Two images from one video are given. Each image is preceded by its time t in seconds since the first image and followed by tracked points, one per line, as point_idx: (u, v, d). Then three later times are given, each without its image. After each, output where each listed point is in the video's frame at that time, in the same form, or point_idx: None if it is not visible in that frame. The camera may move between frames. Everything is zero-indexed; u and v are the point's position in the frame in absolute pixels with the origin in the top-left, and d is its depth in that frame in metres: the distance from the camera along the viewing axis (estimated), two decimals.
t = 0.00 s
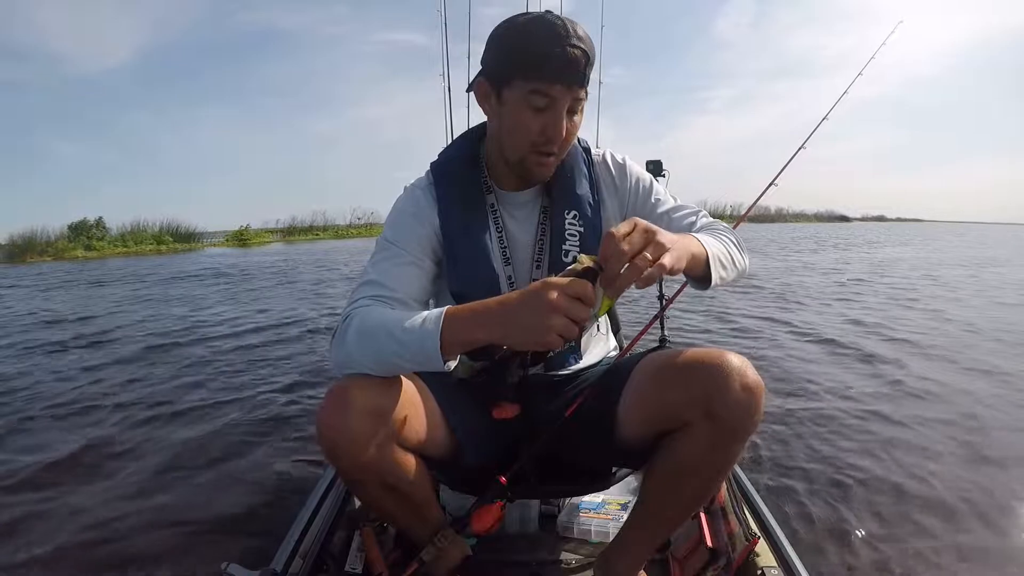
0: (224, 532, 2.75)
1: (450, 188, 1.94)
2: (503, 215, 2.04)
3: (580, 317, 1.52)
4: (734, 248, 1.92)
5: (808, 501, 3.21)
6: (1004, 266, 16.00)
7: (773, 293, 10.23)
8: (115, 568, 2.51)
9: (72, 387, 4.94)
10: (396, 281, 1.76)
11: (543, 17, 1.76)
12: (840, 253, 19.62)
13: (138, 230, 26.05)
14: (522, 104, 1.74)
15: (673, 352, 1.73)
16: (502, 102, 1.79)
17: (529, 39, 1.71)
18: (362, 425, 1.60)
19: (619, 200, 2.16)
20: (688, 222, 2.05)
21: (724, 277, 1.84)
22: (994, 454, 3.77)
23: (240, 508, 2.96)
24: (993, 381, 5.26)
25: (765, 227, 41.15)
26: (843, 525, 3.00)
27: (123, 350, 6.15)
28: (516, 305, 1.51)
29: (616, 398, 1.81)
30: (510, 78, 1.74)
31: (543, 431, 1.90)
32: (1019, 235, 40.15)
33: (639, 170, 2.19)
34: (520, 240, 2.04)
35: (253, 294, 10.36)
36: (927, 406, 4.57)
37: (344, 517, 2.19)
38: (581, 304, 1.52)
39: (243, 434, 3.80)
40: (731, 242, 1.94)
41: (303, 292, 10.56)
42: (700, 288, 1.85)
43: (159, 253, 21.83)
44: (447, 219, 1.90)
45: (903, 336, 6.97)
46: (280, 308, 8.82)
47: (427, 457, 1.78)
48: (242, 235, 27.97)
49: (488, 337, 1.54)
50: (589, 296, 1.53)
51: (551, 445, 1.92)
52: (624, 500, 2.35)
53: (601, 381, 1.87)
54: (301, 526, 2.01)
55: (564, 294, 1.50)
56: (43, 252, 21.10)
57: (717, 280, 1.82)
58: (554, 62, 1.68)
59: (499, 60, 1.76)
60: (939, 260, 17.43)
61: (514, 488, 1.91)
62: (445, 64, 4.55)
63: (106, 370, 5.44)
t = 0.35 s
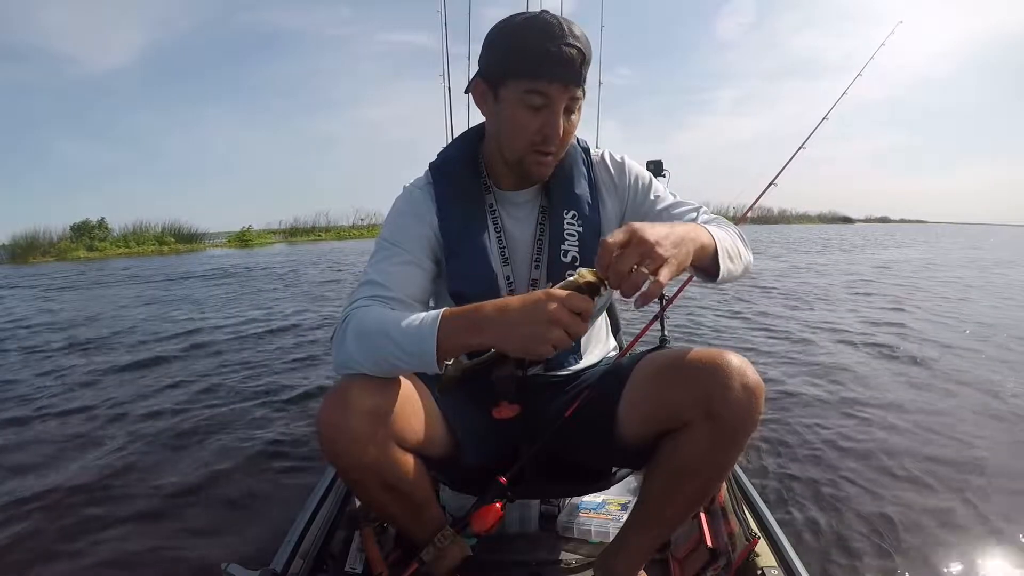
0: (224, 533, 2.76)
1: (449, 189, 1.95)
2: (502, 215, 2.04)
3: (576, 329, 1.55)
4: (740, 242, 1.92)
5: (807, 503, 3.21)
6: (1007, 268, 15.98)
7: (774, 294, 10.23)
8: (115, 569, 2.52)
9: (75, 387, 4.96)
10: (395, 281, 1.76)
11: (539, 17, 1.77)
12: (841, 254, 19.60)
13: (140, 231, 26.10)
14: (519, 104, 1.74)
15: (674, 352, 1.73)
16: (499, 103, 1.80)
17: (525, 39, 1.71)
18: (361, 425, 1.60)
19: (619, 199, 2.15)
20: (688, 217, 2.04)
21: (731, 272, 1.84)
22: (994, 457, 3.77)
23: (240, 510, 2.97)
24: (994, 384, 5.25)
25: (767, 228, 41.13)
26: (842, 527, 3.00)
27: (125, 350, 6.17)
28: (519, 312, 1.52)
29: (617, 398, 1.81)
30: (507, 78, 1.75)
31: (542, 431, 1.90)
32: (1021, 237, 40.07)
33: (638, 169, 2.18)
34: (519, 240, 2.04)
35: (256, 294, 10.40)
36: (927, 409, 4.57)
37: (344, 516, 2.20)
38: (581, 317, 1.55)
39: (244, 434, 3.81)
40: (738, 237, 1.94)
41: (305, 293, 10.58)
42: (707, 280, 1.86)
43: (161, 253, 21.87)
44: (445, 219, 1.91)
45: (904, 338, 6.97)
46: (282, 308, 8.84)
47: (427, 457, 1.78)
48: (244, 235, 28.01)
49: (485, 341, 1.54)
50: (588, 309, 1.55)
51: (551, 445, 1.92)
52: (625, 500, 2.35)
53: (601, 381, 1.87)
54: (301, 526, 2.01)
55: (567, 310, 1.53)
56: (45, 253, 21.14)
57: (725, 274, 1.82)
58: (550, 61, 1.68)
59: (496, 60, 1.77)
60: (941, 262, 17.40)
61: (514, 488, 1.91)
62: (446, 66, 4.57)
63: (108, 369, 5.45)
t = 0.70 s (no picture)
0: (224, 531, 2.77)
1: (450, 189, 1.94)
2: (504, 216, 2.04)
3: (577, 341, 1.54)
4: (740, 268, 1.93)
5: (807, 504, 3.21)
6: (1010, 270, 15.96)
7: (776, 295, 10.22)
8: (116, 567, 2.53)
9: (77, 385, 4.98)
10: (395, 281, 1.75)
11: (538, 16, 1.76)
12: (842, 255, 19.59)
13: (142, 228, 26.13)
14: (519, 105, 1.74)
15: (674, 352, 1.73)
16: (499, 103, 1.79)
17: (524, 40, 1.71)
18: (360, 426, 1.60)
19: (622, 205, 2.14)
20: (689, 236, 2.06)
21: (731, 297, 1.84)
22: (994, 459, 3.76)
23: (241, 508, 2.97)
24: (995, 385, 5.25)
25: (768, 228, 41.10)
26: (842, 528, 3.00)
27: (127, 348, 6.19)
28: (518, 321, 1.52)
29: (617, 398, 1.81)
30: (507, 78, 1.75)
31: (542, 431, 1.89)
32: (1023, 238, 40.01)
33: (642, 175, 2.18)
34: (520, 243, 2.04)
35: (258, 293, 10.42)
36: (928, 410, 4.57)
37: (345, 517, 2.20)
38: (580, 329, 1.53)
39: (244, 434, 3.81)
40: (739, 263, 1.95)
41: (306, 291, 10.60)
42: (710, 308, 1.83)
43: (162, 251, 21.89)
44: (446, 221, 1.90)
45: (904, 338, 6.97)
46: (283, 307, 8.85)
47: (426, 457, 1.78)
48: (246, 233, 28.04)
49: (485, 350, 1.54)
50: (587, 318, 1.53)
51: (551, 446, 1.92)
52: (625, 500, 2.34)
53: (600, 382, 1.87)
54: (301, 526, 2.01)
55: (567, 325, 1.52)
56: (47, 250, 21.17)
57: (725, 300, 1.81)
58: (549, 61, 1.68)
59: (495, 61, 1.77)
60: (942, 263, 17.39)
61: (514, 488, 1.90)
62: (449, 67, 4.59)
63: (111, 368, 5.47)
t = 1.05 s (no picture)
0: (226, 533, 2.77)
1: (457, 180, 1.95)
2: (509, 209, 2.05)
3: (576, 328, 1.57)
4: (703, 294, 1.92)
5: (807, 506, 3.22)
6: (1012, 271, 15.93)
7: (777, 295, 10.21)
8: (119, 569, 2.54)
9: (80, 386, 4.99)
10: (391, 250, 1.79)
11: (554, 11, 1.77)
12: (843, 255, 19.59)
13: (143, 228, 26.15)
14: (530, 98, 1.74)
15: (675, 353, 1.73)
16: (511, 96, 1.80)
17: (539, 34, 1.72)
18: (356, 428, 1.59)
19: (626, 210, 2.13)
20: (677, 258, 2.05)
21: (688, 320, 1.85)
22: (994, 460, 3.77)
23: (243, 509, 2.98)
24: (997, 386, 5.25)
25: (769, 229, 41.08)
26: (842, 530, 3.01)
27: (129, 349, 6.20)
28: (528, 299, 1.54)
29: (617, 398, 1.81)
30: (520, 70, 1.75)
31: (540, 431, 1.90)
32: None
33: (644, 189, 2.16)
34: (526, 236, 2.05)
35: (259, 293, 10.42)
36: (928, 411, 4.57)
37: (345, 517, 2.20)
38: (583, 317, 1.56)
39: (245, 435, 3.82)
40: (702, 288, 1.94)
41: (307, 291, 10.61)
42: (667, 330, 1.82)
43: (164, 251, 21.92)
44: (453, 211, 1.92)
45: (905, 339, 6.97)
46: (283, 307, 8.86)
47: (424, 457, 1.78)
48: (247, 233, 28.04)
49: (489, 324, 1.56)
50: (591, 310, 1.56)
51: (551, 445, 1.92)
52: (625, 500, 2.34)
53: (599, 381, 1.88)
54: (301, 527, 2.01)
55: (571, 311, 1.54)
56: (49, 250, 21.21)
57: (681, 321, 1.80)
58: (562, 56, 1.69)
59: (509, 53, 1.77)
60: (943, 264, 17.38)
61: (513, 489, 1.90)
62: (450, 67, 4.60)
63: (112, 368, 5.48)
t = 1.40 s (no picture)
0: (226, 531, 2.77)
1: (464, 170, 1.96)
2: (513, 203, 2.06)
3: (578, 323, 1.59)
4: (708, 286, 1.93)
5: (807, 502, 3.21)
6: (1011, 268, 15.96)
7: (778, 293, 10.21)
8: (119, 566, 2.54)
9: (81, 386, 5.00)
10: (396, 225, 1.78)
11: (563, 3, 1.77)
12: (842, 253, 19.59)
13: (143, 232, 26.15)
14: (535, 88, 1.75)
15: (676, 354, 1.73)
16: (516, 86, 1.80)
17: (546, 26, 1.73)
18: (354, 426, 1.59)
19: (629, 207, 2.13)
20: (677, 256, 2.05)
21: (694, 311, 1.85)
22: (995, 456, 3.77)
23: (243, 507, 2.99)
24: (997, 382, 5.24)
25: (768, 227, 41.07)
26: (842, 525, 3.01)
27: (130, 351, 6.21)
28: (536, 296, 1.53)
29: (618, 398, 1.81)
30: (526, 61, 1.76)
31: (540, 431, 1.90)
32: None
33: (650, 188, 2.18)
34: (529, 229, 2.06)
35: (260, 296, 10.45)
36: (928, 407, 4.57)
37: (346, 517, 2.20)
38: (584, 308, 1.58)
39: (246, 435, 3.82)
40: (708, 279, 1.94)
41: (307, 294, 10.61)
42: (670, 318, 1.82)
43: (163, 255, 21.92)
44: (460, 202, 1.94)
45: (905, 336, 6.97)
46: (283, 310, 8.86)
47: (424, 458, 1.78)
48: (246, 237, 28.05)
49: (496, 322, 1.55)
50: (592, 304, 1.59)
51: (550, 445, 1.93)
52: (624, 500, 2.35)
53: (599, 381, 1.88)
54: (301, 527, 2.01)
55: (575, 301, 1.55)
56: (48, 255, 21.21)
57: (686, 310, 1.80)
58: (569, 47, 1.70)
59: (515, 43, 1.78)
60: (943, 261, 17.36)
61: (513, 489, 1.90)
62: (449, 68, 4.61)
63: (111, 370, 5.48)
